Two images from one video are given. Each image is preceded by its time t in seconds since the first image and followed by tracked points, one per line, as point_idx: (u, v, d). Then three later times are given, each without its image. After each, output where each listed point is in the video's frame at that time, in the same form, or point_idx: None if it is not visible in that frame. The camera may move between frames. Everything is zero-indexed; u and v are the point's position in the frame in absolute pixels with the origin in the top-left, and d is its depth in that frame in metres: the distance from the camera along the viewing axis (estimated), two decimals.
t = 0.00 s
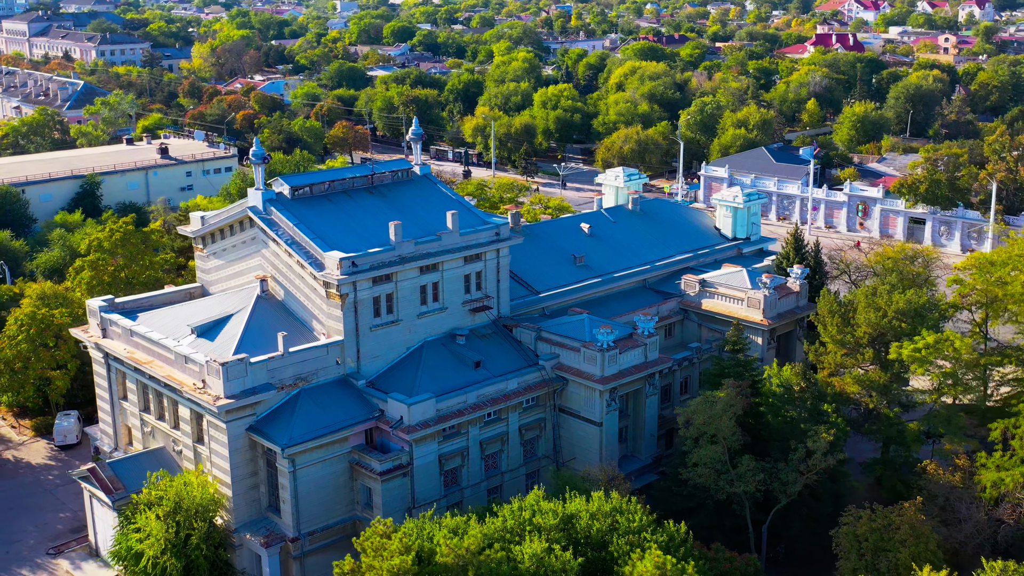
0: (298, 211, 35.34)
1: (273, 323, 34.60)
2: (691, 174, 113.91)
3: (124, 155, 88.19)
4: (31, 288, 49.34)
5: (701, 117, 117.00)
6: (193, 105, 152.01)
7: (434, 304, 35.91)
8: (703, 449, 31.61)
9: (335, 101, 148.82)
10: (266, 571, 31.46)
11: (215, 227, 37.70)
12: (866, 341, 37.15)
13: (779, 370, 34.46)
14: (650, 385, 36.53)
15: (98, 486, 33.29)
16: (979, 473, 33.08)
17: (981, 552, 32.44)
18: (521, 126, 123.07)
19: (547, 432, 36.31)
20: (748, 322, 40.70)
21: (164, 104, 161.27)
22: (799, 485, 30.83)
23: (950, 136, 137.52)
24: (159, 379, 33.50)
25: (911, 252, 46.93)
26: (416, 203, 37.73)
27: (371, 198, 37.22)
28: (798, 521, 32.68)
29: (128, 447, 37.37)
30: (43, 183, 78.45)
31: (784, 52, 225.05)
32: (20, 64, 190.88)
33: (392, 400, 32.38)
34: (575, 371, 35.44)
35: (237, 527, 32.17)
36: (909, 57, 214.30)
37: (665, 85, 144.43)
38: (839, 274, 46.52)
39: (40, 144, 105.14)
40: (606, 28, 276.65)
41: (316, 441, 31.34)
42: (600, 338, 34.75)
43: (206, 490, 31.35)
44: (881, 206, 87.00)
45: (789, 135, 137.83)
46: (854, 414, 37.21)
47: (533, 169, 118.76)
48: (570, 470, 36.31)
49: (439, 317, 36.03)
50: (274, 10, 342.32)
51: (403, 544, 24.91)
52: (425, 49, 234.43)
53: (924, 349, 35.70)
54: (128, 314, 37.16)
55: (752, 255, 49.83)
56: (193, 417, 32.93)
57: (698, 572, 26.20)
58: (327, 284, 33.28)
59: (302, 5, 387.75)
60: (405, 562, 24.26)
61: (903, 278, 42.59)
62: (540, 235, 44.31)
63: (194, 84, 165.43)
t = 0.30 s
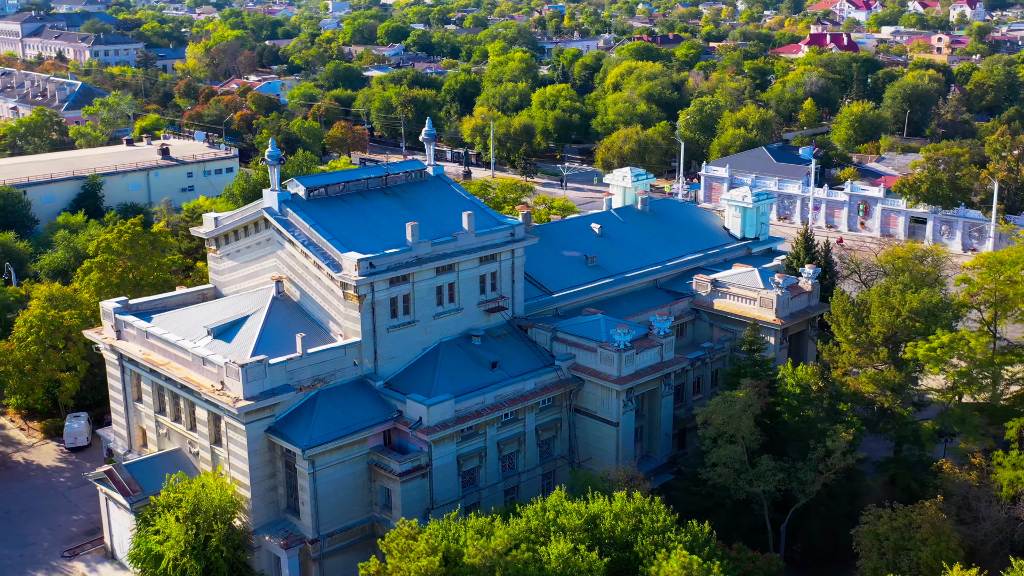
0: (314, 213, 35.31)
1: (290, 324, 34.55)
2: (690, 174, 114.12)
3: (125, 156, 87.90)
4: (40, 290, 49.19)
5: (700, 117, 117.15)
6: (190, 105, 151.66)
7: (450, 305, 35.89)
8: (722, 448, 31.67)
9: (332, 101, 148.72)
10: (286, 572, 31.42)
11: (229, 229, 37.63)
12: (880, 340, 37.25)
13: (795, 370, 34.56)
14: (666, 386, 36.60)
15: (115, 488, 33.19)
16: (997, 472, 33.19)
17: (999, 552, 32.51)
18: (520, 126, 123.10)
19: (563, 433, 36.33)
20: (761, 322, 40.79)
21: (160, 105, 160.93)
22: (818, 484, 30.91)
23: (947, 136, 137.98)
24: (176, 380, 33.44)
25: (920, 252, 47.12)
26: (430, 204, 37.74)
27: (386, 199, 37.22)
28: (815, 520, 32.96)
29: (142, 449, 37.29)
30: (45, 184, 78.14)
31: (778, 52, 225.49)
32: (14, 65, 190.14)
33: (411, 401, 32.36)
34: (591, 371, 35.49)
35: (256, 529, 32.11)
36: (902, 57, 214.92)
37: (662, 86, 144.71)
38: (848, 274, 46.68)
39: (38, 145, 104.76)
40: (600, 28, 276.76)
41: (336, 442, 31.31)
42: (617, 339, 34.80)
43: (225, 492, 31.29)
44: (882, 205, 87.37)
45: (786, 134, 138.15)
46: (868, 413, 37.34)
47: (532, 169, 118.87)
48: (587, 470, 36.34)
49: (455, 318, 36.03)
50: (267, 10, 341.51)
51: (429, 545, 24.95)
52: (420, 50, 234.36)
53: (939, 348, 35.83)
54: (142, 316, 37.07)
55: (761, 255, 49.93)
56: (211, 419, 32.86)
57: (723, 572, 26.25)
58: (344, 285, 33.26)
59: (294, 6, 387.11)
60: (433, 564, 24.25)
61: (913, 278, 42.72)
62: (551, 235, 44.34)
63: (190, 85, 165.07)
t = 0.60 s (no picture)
0: (330, 214, 35.27)
1: (306, 326, 34.49)
2: (689, 173, 114.24)
3: (124, 157, 87.54)
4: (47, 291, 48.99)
5: (698, 117, 117.26)
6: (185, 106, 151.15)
7: (466, 305, 35.88)
8: (741, 448, 31.74)
9: (328, 102, 148.44)
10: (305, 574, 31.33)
11: (243, 230, 37.52)
12: (895, 339, 37.34)
13: (811, 369, 34.62)
14: (682, 386, 36.65)
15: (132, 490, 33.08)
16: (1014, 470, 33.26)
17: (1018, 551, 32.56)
18: (518, 126, 122.95)
19: (579, 433, 36.33)
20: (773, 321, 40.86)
21: (155, 106, 160.32)
22: (837, 483, 30.99)
23: (942, 135, 138.31)
24: (194, 382, 33.35)
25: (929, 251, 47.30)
26: (444, 205, 37.74)
27: (401, 200, 37.21)
28: (833, 520, 33.11)
29: (156, 451, 37.18)
30: (45, 185, 77.80)
31: (771, 52, 225.67)
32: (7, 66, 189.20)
33: (430, 402, 32.35)
34: (607, 371, 35.53)
35: (275, 531, 32.01)
36: (895, 57, 215.45)
37: (659, 86, 144.89)
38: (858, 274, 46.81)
39: (35, 146, 104.22)
40: (592, 28, 276.70)
41: (356, 444, 31.27)
42: (634, 339, 34.86)
43: (244, 494, 31.21)
44: (882, 204, 87.47)
45: (782, 134, 138.34)
46: (882, 412, 37.41)
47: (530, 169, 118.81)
48: (602, 470, 36.34)
49: (470, 319, 36.02)
50: (257, 10, 340.56)
51: (457, 546, 24.95)
52: (413, 50, 234.01)
53: (954, 347, 35.94)
54: (156, 318, 36.97)
55: (769, 254, 50.02)
56: (229, 421, 32.77)
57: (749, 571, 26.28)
58: (362, 286, 33.22)
59: (285, 6, 386.38)
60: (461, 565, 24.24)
61: (924, 277, 42.83)
62: (562, 235, 44.37)
63: (184, 85, 164.43)
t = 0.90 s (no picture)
0: (345, 215, 35.25)
1: (322, 327, 34.43)
2: (686, 173, 114.39)
3: (123, 158, 87.11)
4: (54, 292, 48.74)
5: (695, 117, 117.57)
6: (178, 106, 150.52)
7: (481, 306, 35.90)
8: (758, 447, 31.83)
9: (323, 102, 148.18)
10: None
11: (256, 232, 37.44)
12: (908, 339, 37.51)
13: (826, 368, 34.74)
14: (696, 386, 36.72)
15: (148, 493, 32.92)
16: None
17: None
18: (515, 126, 122.80)
19: (594, 433, 36.34)
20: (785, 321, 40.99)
21: (148, 107, 159.69)
22: (855, 482, 31.10)
23: (937, 135, 138.77)
24: (210, 384, 33.27)
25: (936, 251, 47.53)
26: (458, 205, 37.77)
27: (415, 201, 37.22)
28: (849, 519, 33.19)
29: (170, 453, 37.06)
30: (45, 186, 77.42)
31: (762, 52, 226.12)
32: None
33: (449, 403, 32.35)
34: (623, 371, 35.56)
35: (294, 533, 31.93)
36: (886, 57, 216.13)
37: (654, 86, 145.13)
38: (866, 273, 46.99)
39: (31, 147, 103.67)
40: (582, 28, 276.83)
41: (376, 445, 31.22)
42: (650, 339, 34.91)
43: (263, 496, 31.13)
44: (881, 204, 87.84)
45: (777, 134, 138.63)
46: (895, 411, 37.49)
47: (527, 169, 118.84)
48: (617, 470, 36.35)
49: (485, 320, 36.02)
50: (246, 10, 339.57)
51: (484, 547, 24.96)
52: (404, 50, 233.66)
53: (968, 346, 36.11)
54: (170, 319, 36.87)
55: (777, 254, 50.19)
56: (247, 422, 32.72)
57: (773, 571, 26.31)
58: (378, 288, 33.20)
59: (275, 6, 385.42)
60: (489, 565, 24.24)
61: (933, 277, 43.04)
62: (572, 235, 44.40)
63: (177, 86, 163.69)
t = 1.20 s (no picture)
0: (360, 216, 35.23)
1: (338, 328, 34.40)
2: (682, 173, 114.66)
3: (120, 159, 86.71)
4: (60, 295, 48.47)
5: (690, 117, 117.90)
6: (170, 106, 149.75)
7: (496, 307, 35.92)
8: (776, 446, 31.94)
9: (317, 103, 147.87)
10: None
11: (268, 233, 37.34)
12: (919, 337, 37.71)
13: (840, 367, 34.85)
14: (710, 386, 36.81)
15: (164, 495, 32.82)
16: None
17: None
18: (510, 126, 122.71)
19: (608, 433, 36.39)
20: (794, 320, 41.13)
21: (140, 107, 159.03)
22: (872, 481, 31.23)
23: (929, 134, 139.44)
24: (226, 386, 33.17)
25: (942, 250, 47.82)
26: (471, 206, 37.79)
27: (428, 202, 37.21)
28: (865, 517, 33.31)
29: (183, 455, 36.94)
30: (43, 188, 76.94)
31: (753, 52, 226.67)
32: None
33: (466, 404, 32.36)
34: (638, 371, 35.64)
35: (312, 534, 31.84)
36: (876, 56, 216.90)
37: (647, 86, 145.32)
38: (874, 273, 47.15)
39: (25, 149, 103.06)
40: (572, 28, 276.97)
41: (395, 446, 31.20)
42: (665, 339, 35.00)
43: (281, 497, 31.07)
44: (878, 203, 88.15)
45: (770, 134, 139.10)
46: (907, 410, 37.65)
47: (523, 169, 118.93)
48: (632, 470, 36.38)
49: (500, 320, 36.03)
50: (234, 10, 338.51)
51: (510, 547, 24.98)
52: (395, 50, 233.24)
53: (980, 345, 36.29)
54: (183, 321, 36.77)
55: (783, 254, 50.36)
56: (263, 424, 32.64)
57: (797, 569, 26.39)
58: (395, 289, 33.19)
59: (263, 6, 384.29)
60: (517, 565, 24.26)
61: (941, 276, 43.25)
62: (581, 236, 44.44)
63: (169, 86, 162.65)
